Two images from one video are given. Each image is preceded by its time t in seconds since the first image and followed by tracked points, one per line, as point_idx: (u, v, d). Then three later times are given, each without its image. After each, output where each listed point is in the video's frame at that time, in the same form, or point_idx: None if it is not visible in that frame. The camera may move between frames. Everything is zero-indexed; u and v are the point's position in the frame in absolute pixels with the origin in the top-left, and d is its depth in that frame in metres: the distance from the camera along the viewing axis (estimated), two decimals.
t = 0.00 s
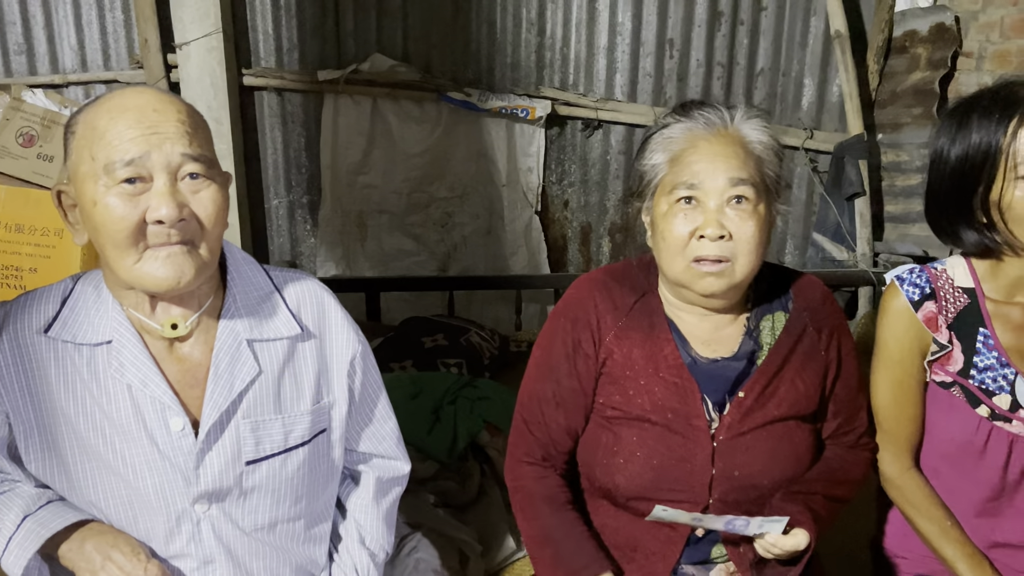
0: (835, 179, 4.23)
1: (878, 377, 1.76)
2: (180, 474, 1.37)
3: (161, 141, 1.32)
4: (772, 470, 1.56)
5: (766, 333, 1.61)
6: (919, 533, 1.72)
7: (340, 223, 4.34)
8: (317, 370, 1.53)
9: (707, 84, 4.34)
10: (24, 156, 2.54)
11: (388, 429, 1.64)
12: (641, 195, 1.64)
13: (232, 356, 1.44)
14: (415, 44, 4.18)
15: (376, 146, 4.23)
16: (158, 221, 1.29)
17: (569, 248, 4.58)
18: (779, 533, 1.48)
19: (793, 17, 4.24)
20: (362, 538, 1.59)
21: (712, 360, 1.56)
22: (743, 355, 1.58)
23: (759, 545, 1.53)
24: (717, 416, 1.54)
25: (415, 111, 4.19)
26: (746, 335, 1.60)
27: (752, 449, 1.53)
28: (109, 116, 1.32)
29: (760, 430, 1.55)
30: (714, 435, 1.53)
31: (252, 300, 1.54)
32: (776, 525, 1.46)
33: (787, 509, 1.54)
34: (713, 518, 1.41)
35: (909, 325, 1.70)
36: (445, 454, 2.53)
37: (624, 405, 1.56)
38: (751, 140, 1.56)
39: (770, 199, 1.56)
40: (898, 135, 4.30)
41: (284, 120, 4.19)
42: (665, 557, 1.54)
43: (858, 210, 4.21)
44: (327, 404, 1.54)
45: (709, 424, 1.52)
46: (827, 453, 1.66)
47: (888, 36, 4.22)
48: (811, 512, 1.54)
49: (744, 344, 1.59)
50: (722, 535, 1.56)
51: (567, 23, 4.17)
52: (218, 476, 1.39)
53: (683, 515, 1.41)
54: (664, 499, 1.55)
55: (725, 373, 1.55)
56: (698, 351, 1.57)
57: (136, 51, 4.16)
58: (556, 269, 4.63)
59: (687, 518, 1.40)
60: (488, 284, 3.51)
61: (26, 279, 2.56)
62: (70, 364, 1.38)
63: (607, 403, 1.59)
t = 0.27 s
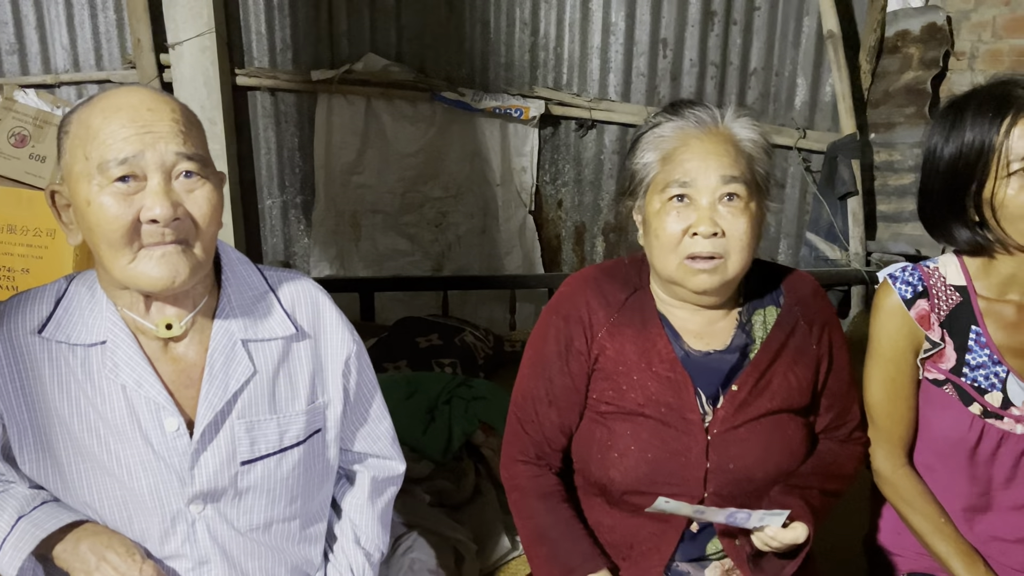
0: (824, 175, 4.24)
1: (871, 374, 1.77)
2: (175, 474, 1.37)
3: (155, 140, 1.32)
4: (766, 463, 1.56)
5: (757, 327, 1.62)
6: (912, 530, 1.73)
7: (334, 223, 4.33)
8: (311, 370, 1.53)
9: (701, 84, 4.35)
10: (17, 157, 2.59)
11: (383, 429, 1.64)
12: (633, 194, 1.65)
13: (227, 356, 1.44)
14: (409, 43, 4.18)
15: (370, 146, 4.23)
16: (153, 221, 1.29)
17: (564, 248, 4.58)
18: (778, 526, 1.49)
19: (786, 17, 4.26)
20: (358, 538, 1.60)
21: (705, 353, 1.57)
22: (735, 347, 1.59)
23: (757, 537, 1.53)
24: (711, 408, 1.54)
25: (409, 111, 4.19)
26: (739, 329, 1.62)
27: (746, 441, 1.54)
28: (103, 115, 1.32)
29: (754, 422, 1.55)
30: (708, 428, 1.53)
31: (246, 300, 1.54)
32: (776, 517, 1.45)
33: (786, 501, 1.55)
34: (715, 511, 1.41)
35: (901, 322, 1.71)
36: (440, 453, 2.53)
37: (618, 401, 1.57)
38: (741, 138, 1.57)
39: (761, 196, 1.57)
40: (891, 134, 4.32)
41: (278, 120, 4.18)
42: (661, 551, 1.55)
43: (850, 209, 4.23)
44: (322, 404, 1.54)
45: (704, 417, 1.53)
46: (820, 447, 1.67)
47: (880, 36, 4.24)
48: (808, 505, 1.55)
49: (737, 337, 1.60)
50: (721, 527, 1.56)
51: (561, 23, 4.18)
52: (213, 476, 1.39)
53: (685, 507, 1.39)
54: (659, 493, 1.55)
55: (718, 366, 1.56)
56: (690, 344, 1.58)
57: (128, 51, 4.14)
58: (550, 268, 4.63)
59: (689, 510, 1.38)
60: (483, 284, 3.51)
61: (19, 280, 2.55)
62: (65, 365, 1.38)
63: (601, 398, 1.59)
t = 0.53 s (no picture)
0: (818, 175, 4.27)
1: (865, 373, 1.78)
2: (167, 474, 1.37)
3: (147, 138, 1.31)
4: (759, 457, 1.56)
5: (749, 322, 1.62)
6: (906, 528, 1.74)
7: (328, 222, 4.33)
8: (305, 369, 1.53)
9: (694, 83, 4.36)
10: (9, 156, 2.60)
11: (377, 429, 1.64)
12: (624, 193, 1.65)
13: (220, 356, 1.44)
14: (402, 42, 4.17)
15: (364, 145, 4.22)
16: (145, 219, 1.28)
17: (558, 247, 4.59)
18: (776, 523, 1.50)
19: (779, 16, 4.26)
20: (352, 538, 1.60)
21: (697, 348, 1.57)
22: (728, 342, 1.59)
23: (755, 534, 1.55)
24: (703, 403, 1.55)
25: (403, 110, 4.19)
26: (730, 324, 1.62)
27: (739, 436, 1.54)
28: (94, 113, 1.31)
29: (746, 417, 1.56)
30: (700, 422, 1.54)
31: (239, 299, 1.53)
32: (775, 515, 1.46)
33: (780, 498, 1.56)
34: (714, 508, 1.42)
35: (895, 322, 1.72)
36: (435, 453, 2.53)
37: (611, 397, 1.57)
38: (729, 134, 1.59)
39: (750, 191, 1.58)
40: (884, 133, 4.34)
41: (271, 120, 4.17)
42: (654, 547, 1.55)
43: (844, 208, 4.21)
44: (315, 404, 1.54)
45: (697, 413, 1.54)
46: (813, 442, 1.67)
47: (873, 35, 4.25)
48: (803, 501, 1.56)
49: (728, 332, 1.61)
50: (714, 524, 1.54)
51: (554, 22, 4.18)
52: (206, 476, 1.39)
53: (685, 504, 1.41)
54: (653, 488, 1.55)
55: (710, 361, 1.56)
56: (682, 340, 1.59)
57: (121, 50, 4.13)
58: (544, 267, 4.63)
59: (689, 507, 1.40)
60: (477, 283, 3.51)
61: (11, 280, 2.54)
62: (56, 365, 1.38)
63: (593, 395, 1.59)
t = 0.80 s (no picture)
0: (813, 174, 4.27)
1: (858, 375, 1.78)
2: (160, 475, 1.36)
3: (137, 137, 1.31)
4: (752, 453, 1.56)
5: (741, 319, 1.62)
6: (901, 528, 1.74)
7: (323, 221, 4.32)
8: (298, 369, 1.53)
9: (689, 81, 4.36)
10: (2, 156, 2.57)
11: (372, 428, 1.64)
12: (615, 191, 1.65)
13: (213, 356, 1.44)
14: (397, 40, 4.16)
15: (359, 144, 4.21)
16: (135, 218, 1.28)
17: (553, 246, 4.59)
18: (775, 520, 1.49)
19: (774, 14, 4.27)
20: (346, 537, 1.59)
21: (689, 345, 1.57)
22: (718, 339, 1.59)
23: (751, 531, 1.55)
24: (696, 399, 1.54)
25: (398, 109, 4.18)
26: (722, 321, 1.62)
27: (732, 432, 1.54)
28: (84, 112, 1.31)
29: (739, 413, 1.56)
30: (693, 418, 1.54)
31: (232, 299, 1.53)
32: (772, 513, 1.46)
33: (777, 494, 1.54)
34: (712, 506, 1.42)
35: (887, 324, 1.73)
36: (430, 452, 2.52)
37: (604, 394, 1.57)
38: (719, 130, 1.59)
39: (741, 187, 1.57)
40: (879, 131, 4.34)
41: (266, 119, 4.16)
42: (648, 543, 1.54)
43: (839, 205, 4.22)
44: (309, 404, 1.54)
45: (689, 408, 1.53)
46: (806, 438, 1.68)
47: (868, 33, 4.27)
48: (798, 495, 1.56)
49: (720, 329, 1.61)
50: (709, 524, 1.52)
51: (549, 20, 4.17)
52: (199, 476, 1.38)
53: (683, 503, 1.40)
54: (646, 485, 1.55)
55: (702, 357, 1.57)
56: (674, 337, 1.59)
57: (115, 48, 4.11)
58: (540, 266, 4.63)
59: (688, 506, 1.39)
60: (473, 282, 3.51)
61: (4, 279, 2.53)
62: (48, 365, 1.37)
63: (586, 392, 1.59)
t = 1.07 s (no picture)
0: (811, 172, 4.25)
1: (852, 378, 1.78)
2: (157, 475, 1.36)
3: (131, 137, 1.30)
4: (749, 454, 1.56)
5: (737, 321, 1.62)
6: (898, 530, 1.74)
7: (320, 221, 4.31)
8: (295, 369, 1.52)
9: (687, 80, 4.36)
10: None
11: (369, 428, 1.63)
12: (610, 193, 1.66)
13: (209, 355, 1.43)
14: (394, 39, 4.15)
15: (356, 143, 4.21)
16: (130, 219, 1.27)
17: (551, 245, 4.59)
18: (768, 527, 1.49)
19: (771, 13, 4.27)
20: (344, 538, 1.59)
21: (685, 348, 1.57)
22: (715, 341, 1.58)
23: (748, 538, 1.54)
24: (692, 403, 1.55)
25: (395, 108, 4.17)
26: (719, 323, 1.61)
27: (729, 434, 1.54)
28: (79, 112, 1.30)
29: (735, 415, 1.56)
30: (689, 422, 1.54)
31: (228, 299, 1.52)
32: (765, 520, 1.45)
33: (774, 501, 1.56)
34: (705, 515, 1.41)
35: (881, 330, 1.72)
36: (428, 452, 2.51)
37: (599, 397, 1.57)
38: (711, 130, 1.60)
39: (735, 186, 1.58)
40: (876, 130, 4.34)
41: (263, 118, 4.16)
42: (645, 544, 1.55)
43: (836, 206, 4.21)
44: (306, 404, 1.54)
45: (685, 412, 1.54)
46: (803, 439, 1.68)
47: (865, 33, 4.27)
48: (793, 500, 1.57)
49: (717, 332, 1.60)
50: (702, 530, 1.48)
51: (547, 19, 4.17)
52: (196, 477, 1.38)
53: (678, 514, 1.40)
54: (642, 487, 1.55)
55: (698, 359, 1.56)
56: (670, 340, 1.58)
57: (111, 48, 4.10)
58: (537, 265, 4.63)
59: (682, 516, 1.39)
60: (470, 281, 3.51)
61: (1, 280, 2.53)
62: (43, 366, 1.37)
63: (581, 396, 1.60)
